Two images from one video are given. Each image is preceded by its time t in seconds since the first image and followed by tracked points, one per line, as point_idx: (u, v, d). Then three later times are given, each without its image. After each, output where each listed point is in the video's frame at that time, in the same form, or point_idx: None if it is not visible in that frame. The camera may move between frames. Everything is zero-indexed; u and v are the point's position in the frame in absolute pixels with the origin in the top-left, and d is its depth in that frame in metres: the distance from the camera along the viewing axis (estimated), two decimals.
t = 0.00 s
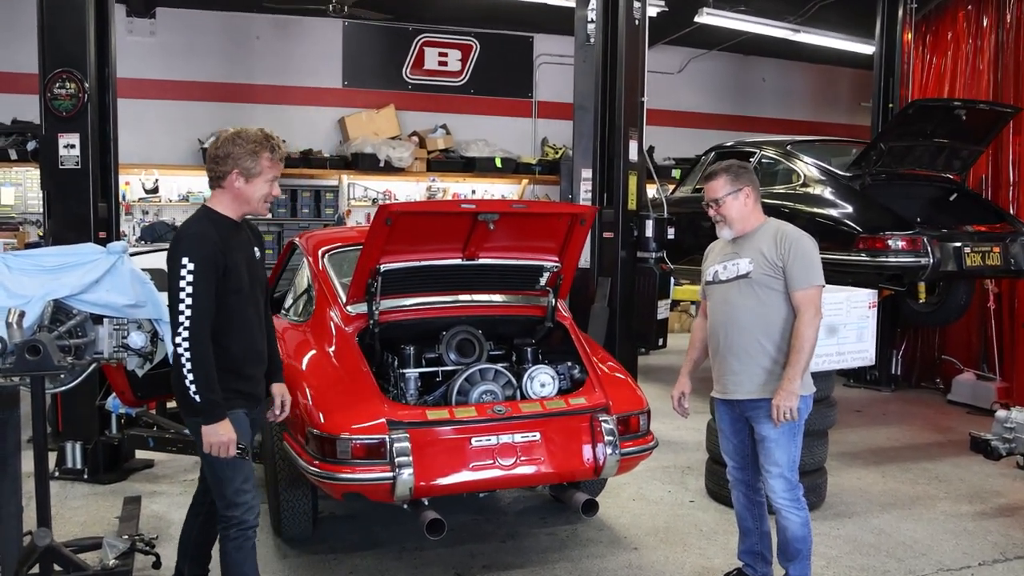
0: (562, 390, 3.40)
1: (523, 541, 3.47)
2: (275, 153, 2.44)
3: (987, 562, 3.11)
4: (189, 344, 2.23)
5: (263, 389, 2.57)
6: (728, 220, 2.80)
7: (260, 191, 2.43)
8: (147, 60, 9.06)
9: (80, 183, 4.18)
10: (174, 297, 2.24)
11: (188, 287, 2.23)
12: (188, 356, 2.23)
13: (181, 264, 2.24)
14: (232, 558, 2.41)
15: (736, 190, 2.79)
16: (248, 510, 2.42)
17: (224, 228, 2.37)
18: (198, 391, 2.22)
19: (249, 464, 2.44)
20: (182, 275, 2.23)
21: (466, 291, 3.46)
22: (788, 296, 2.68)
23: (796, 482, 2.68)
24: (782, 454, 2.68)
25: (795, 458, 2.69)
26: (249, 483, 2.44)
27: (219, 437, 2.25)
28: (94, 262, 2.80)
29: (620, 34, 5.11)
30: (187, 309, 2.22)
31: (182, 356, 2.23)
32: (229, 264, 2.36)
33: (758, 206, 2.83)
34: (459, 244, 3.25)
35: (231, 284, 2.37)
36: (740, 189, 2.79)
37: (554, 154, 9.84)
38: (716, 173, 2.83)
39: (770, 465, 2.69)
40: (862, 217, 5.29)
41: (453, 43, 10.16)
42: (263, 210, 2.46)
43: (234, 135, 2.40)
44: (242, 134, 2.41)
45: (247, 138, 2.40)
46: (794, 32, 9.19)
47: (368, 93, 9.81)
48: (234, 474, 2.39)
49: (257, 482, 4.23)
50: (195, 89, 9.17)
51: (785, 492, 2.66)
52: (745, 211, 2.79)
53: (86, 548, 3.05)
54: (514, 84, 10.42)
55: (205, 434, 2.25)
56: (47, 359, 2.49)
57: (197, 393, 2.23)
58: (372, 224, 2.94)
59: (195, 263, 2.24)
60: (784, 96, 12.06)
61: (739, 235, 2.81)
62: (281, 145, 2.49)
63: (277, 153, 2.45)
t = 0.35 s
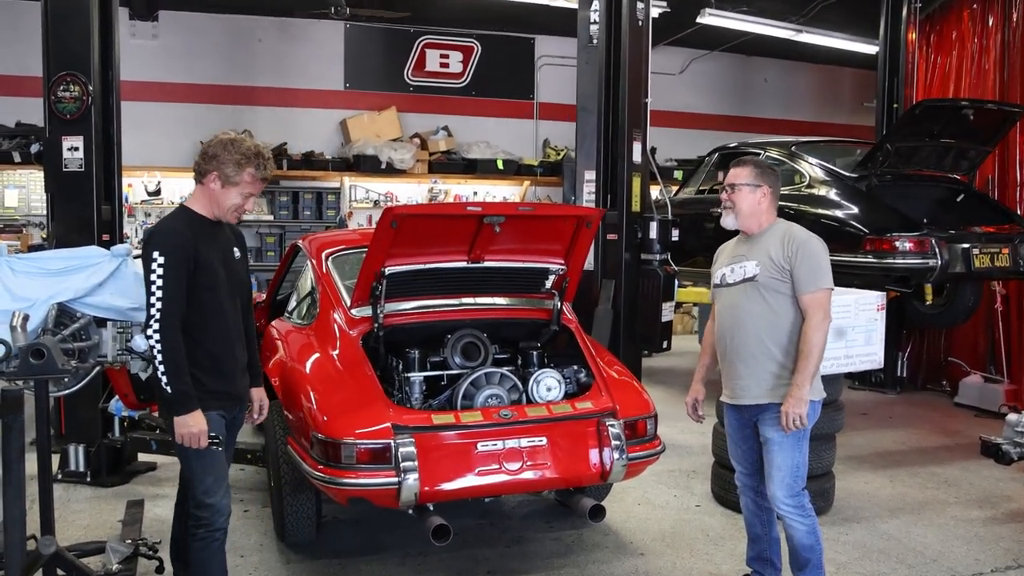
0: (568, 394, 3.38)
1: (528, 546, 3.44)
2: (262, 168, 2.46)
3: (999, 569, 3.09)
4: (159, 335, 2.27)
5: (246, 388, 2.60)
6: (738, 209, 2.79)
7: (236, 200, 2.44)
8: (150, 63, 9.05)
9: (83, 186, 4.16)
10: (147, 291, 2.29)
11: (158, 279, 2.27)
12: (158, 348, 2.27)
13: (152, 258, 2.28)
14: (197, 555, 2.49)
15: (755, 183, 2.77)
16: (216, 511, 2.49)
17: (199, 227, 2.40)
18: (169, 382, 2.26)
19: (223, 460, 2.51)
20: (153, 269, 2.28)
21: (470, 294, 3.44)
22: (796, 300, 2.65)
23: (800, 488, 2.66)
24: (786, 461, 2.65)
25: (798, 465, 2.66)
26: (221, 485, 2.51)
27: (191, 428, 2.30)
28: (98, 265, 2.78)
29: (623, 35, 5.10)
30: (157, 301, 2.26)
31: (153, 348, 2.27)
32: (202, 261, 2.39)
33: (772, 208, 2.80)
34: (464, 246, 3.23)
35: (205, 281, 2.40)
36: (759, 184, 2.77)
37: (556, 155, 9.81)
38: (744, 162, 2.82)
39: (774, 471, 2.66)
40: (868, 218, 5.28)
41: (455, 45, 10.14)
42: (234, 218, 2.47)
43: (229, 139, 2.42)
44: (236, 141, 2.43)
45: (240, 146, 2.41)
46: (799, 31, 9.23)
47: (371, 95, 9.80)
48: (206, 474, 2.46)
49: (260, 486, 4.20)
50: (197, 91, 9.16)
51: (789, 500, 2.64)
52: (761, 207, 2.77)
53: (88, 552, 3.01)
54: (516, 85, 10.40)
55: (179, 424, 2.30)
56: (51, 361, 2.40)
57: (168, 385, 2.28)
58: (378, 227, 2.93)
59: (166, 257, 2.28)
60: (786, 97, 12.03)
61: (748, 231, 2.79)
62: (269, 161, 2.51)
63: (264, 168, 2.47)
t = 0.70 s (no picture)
0: (571, 395, 3.36)
1: (530, 547, 3.43)
2: (232, 179, 2.35)
3: (1002, 570, 3.08)
4: (145, 341, 2.25)
5: (245, 389, 2.59)
6: (751, 213, 2.75)
7: (210, 209, 2.37)
8: (150, 63, 9.05)
9: (82, 186, 4.15)
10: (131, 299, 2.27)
11: (141, 286, 2.25)
12: (144, 355, 2.26)
13: (136, 265, 2.27)
14: (192, 556, 2.48)
15: (767, 186, 2.73)
16: (208, 514, 2.48)
17: (185, 233, 2.38)
18: (158, 388, 2.26)
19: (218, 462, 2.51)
20: (136, 276, 2.26)
21: (471, 295, 3.43)
22: (800, 306, 2.62)
23: (810, 496, 2.62)
24: (792, 470, 2.62)
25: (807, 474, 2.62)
26: (215, 490, 2.50)
27: (185, 431, 2.29)
28: (96, 266, 2.79)
29: (625, 35, 5.09)
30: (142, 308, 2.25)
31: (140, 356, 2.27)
32: (186, 265, 2.37)
33: (787, 209, 2.76)
34: (466, 247, 3.22)
35: (191, 284, 2.38)
36: (772, 187, 2.72)
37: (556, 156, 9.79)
38: (755, 164, 2.78)
39: (781, 480, 2.63)
40: (870, 218, 5.27)
41: (455, 45, 10.12)
42: (213, 224, 2.41)
43: (202, 146, 2.34)
44: (209, 148, 2.35)
45: (210, 153, 2.33)
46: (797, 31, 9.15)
47: (371, 96, 9.78)
48: (197, 479, 2.45)
49: (260, 488, 4.19)
50: (197, 92, 9.15)
51: (798, 509, 2.60)
52: (774, 209, 2.73)
53: (88, 556, 3.00)
54: (517, 86, 10.39)
55: (172, 428, 2.29)
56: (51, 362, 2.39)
57: (158, 391, 2.28)
58: (378, 228, 2.91)
59: (148, 264, 2.26)
60: (787, 97, 12.01)
61: (762, 233, 2.76)
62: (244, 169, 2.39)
63: (235, 178, 2.36)
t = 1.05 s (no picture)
0: (572, 397, 3.35)
1: (530, 550, 3.42)
2: (194, 195, 2.27)
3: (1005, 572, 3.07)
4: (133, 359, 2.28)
5: (252, 391, 2.56)
6: (769, 234, 2.52)
7: (186, 224, 2.33)
8: (151, 65, 9.05)
9: (83, 188, 4.15)
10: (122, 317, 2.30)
11: (129, 304, 2.27)
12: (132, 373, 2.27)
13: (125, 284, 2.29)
14: (195, 559, 2.47)
15: (777, 202, 2.49)
16: (213, 517, 2.48)
17: (174, 246, 2.37)
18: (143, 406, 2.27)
19: (221, 469, 2.50)
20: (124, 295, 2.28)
21: (472, 297, 3.42)
22: (820, 320, 2.39)
23: (827, 518, 2.39)
24: (803, 490, 2.39)
25: (823, 493, 2.37)
26: (219, 492, 2.49)
27: (163, 452, 2.28)
28: (97, 267, 2.76)
29: (626, 36, 5.08)
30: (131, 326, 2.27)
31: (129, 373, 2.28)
32: (175, 279, 2.35)
33: (806, 216, 2.51)
34: (467, 249, 3.21)
35: (184, 295, 2.37)
36: (781, 201, 2.48)
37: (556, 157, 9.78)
38: (757, 176, 2.53)
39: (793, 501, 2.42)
40: (870, 219, 5.26)
41: (455, 47, 10.12)
42: (194, 233, 2.37)
43: (166, 160, 2.27)
44: (172, 162, 2.27)
45: (170, 169, 2.25)
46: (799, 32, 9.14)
47: (371, 97, 9.77)
48: (201, 482, 2.45)
49: (261, 490, 4.18)
50: (197, 93, 9.14)
51: (812, 532, 2.38)
52: (792, 221, 2.48)
53: (88, 558, 2.99)
54: (517, 87, 10.38)
55: (156, 446, 2.28)
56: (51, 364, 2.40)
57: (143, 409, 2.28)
58: (379, 230, 2.91)
59: (134, 284, 2.27)
60: (787, 98, 12.01)
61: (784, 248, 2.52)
62: (208, 182, 2.29)
63: (197, 194, 2.27)
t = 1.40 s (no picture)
0: (574, 395, 3.35)
1: (533, 548, 3.41)
2: (193, 195, 2.26)
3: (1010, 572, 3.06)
4: (133, 359, 2.27)
5: (253, 389, 2.56)
6: (788, 238, 2.43)
7: (185, 224, 2.33)
8: (154, 64, 9.06)
9: (85, 187, 4.14)
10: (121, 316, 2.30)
11: (129, 306, 2.27)
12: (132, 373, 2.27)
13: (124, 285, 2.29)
14: (197, 557, 2.48)
15: (796, 205, 2.39)
16: (215, 514, 2.47)
17: (170, 245, 2.36)
18: (143, 406, 2.27)
19: (224, 469, 2.50)
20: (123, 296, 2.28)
21: (474, 294, 3.42)
22: (840, 328, 2.31)
23: (838, 526, 2.33)
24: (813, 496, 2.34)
25: (834, 500, 2.32)
26: (222, 490, 2.48)
27: (166, 452, 2.28)
28: (99, 266, 2.80)
29: (628, 32, 5.06)
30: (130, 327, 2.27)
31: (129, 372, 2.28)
32: (175, 279, 2.35)
33: (828, 215, 2.41)
34: (468, 246, 3.20)
35: (186, 292, 2.37)
36: (801, 204, 2.38)
37: (559, 155, 9.77)
38: (774, 179, 2.43)
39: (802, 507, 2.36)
40: (875, 216, 5.32)
41: (458, 44, 10.11)
42: (194, 233, 2.37)
43: (161, 162, 2.25)
44: (167, 164, 2.25)
45: (166, 171, 2.23)
46: (805, 27, 9.14)
47: (374, 95, 9.77)
48: (203, 479, 2.44)
49: (264, 487, 4.18)
50: (199, 92, 9.15)
51: (821, 539, 2.33)
52: (812, 225, 2.39)
53: (92, 555, 2.99)
54: (520, 84, 10.36)
55: (154, 447, 2.28)
56: (54, 363, 2.38)
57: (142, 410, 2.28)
58: (381, 227, 2.90)
59: (133, 285, 2.27)
60: (791, 95, 11.98)
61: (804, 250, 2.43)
62: (205, 181, 2.28)
63: (195, 194, 2.27)
